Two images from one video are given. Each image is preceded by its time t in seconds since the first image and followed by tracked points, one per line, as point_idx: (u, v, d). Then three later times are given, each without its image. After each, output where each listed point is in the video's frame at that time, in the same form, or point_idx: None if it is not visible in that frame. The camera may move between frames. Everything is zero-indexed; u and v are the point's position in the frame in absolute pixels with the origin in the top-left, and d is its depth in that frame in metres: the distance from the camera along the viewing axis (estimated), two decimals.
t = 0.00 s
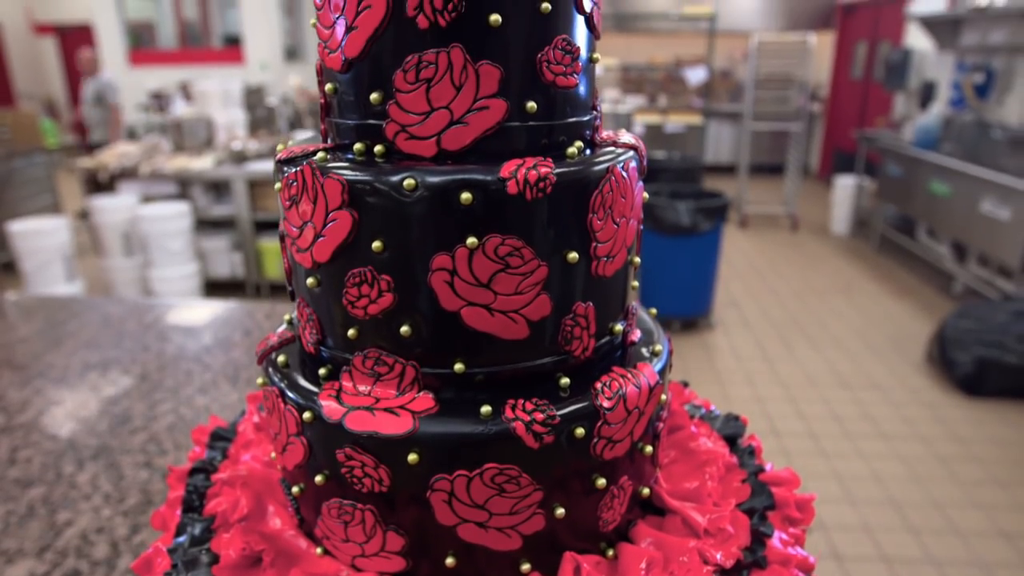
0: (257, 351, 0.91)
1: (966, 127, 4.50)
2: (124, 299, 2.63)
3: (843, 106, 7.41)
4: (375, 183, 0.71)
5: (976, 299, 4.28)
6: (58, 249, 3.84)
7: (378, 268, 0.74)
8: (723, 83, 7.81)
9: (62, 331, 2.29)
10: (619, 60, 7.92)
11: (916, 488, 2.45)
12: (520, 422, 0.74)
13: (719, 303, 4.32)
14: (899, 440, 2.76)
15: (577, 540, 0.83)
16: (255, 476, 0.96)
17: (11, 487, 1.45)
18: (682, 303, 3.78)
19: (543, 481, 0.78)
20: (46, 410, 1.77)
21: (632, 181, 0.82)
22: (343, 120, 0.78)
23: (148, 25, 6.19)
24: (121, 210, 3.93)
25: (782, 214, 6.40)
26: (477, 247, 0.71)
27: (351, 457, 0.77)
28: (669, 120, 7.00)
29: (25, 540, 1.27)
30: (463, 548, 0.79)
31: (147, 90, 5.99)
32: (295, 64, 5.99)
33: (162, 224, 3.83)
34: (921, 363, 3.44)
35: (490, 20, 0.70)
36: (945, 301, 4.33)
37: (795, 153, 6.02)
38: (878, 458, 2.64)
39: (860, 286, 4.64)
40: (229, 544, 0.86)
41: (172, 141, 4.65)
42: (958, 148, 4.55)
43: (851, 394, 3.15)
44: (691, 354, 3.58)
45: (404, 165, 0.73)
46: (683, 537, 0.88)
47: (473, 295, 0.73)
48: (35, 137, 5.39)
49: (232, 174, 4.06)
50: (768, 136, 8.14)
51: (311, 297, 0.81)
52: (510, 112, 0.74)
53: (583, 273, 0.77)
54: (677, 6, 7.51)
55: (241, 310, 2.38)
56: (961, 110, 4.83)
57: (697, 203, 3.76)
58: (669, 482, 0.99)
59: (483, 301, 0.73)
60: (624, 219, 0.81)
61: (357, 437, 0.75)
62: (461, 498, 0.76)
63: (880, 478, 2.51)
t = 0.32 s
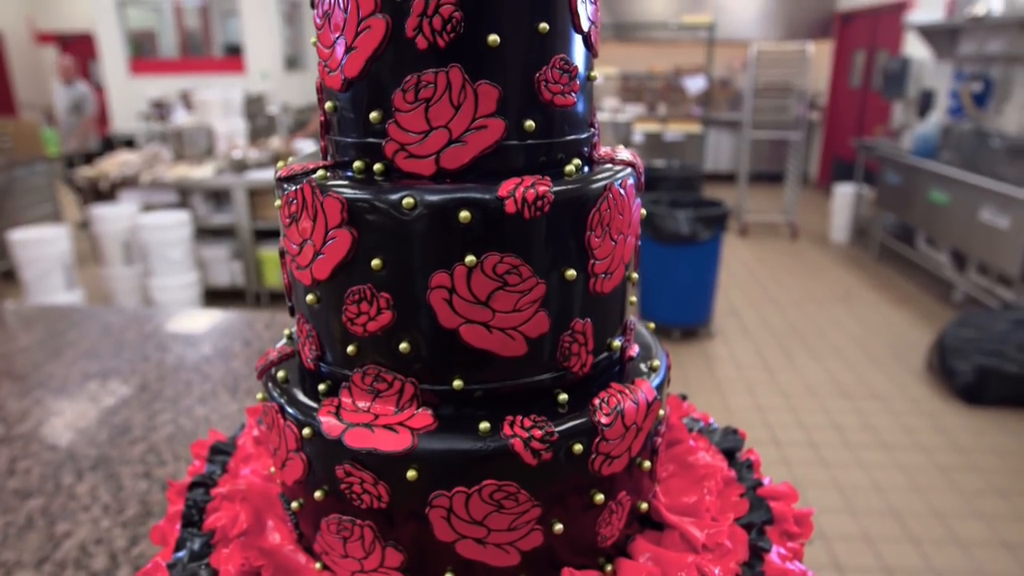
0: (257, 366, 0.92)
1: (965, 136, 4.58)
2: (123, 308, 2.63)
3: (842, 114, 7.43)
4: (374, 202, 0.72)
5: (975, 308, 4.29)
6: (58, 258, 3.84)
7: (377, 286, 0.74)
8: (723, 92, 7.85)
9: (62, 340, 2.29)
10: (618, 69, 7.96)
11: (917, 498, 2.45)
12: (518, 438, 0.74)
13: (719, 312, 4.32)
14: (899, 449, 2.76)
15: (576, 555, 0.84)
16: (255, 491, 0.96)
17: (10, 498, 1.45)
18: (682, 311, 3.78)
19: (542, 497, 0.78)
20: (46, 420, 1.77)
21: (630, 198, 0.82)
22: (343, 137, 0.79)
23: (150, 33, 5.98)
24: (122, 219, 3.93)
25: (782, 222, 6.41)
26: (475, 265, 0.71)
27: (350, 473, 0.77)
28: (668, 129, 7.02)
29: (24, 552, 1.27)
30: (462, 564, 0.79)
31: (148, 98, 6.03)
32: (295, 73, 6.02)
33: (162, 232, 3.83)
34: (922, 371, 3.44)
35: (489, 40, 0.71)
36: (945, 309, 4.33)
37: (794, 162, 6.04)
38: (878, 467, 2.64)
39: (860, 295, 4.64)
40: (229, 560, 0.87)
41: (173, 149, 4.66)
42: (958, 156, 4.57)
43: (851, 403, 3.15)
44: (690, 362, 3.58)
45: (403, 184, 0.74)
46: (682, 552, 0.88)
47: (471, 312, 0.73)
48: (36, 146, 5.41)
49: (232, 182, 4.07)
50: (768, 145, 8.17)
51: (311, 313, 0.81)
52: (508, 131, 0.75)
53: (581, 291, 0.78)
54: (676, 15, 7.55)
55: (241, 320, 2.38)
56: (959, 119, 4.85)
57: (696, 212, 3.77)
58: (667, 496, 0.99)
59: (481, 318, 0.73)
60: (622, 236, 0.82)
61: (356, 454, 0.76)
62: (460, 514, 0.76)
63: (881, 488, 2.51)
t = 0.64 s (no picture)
0: (256, 385, 0.92)
1: (964, 145, 4.60)
2: (123, 318, 2.63)
3: (841, 124, 7.46)
4: (373, 223, 0.72)
5: (975, 317, 4.29)
6: (58, 268, 3.84)
7: (375, 306, 0.75)
8: (722, 102, 7.90)
9: (62, 351, 2.30)
10: (618, 78, 7.98)
11: (917, 508, 2.45)
12: (516, 457, 0.75)
13: (719, 321, 4.32)
14: (900, 459, 2.76)
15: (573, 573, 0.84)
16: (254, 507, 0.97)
17: (8, 510, 1.45)
18: (683, 321, 3.78)
19: (539, 516, 0.78)
20: (45, 432, 1.77)
21: (626, 218, 0.83)
22: (342, 158, 0.80)
23: (151, 44, 6.07)
24: (122, 228, 3.93)
25: (781, 231, 6.43)
26: (473, 287, 0.72)
27: (349, 492, 0.77)
28: (667, 138, 7.05)
29: (22, 564, 1.27)
30: None
31: (150, 107, 6.03)
32: (296, 84, 6.05)
33: (162, 242, 3.84)
34: (922, 381, 3.44)
35: (487, 63, 0.72)
36: (944, 318, 4.34)
37: (794, 171, 6.07)
38: (879, 477, 2.64)
39: (859, 304, 4.65)
40: None
41: (173, 159, 4.67)
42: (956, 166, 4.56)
43: (851, 413, 3.15)
44: (689, 372, 3.58)
45: (401, 205, 0.75)
46: (680, 569, 0.88)
47: (469, 333, 0.74)
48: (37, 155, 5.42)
49: (232, 193, 4.09)
50: (767, 154, 8.19)
51: (311, 332, 0.82)
52: (506, 152, 0.75)
53: (579, 311, 0.79)
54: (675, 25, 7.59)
55: (241, 331, 2.39)
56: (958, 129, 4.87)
57: (695, 221, 3.78)
58: (665, 513, 1.00)
59: (478, 339, 0.74)
60: (619, 256, 0.82)
61: (354, 472, 0.76)
62: (458, 533, 0.76)
63: (881, 497, 2.51)
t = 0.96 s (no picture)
0: (255, 404, 0.92)
1: (962, 155, 4.54)
2: (123, 329, 2.64)
3: (840, 133, 7.49)
4: (372, 245, 0.73)
5: (975, 326, 4.30)
6: (58, 277, 3.85)
7: (373, 328, 0.76)
8: (721, 111, 7.95)
9: (61, 362, 2.30)
10: (617, 88, 8.01)
11: (918, 518, 2.45)
12: (514, 478, 0.75)
13: (718, 331, 4.32)
14: (900, 469, 2.76)
15: None
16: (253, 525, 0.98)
17: (6, 523, 1.45)
18: (683, 330, 3.77)
19: (536, 535, 0.78)
20: (44, 444, 1.77)
21: (623, 239, 0.84)
22: (342, 180, 0.80)
23: (152, 54, 6.05)
24: (122, 238, 3.93)
25: (781, 241, 6.44)
26: (470, 308, 0.73)
27: (347, 512, 0.78)
28: (666, 148, 7.06)
29: None
30: None
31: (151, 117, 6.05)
32: (297, 94, 6.09)
33: (162, 252, 3.85)
34: (922, 390, 3.44)
35: (484, 87, 0.72)
36: (944, 328, 4.34)
37: (793, 180, 6.08)
38: (879, 488, 2.64)
39: (858, 313, 4.65)
40: None
41: (174, 169, 4.67)
42: (955, 175, 4.58)
43: (851, 423, 3.15)
44: (689, 382, 3.58)
45: (399, 228, 0.75)
46: None
47: (468, 354, 0.74)
48: (37, 166, 5.43)
49: (232, 203, 4.10)
50: (766, 164, 8.21)
51: (310, 352, 0.82)
52: (503, 175, 0.76)
53: (576, 331, 0.79)
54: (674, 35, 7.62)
55: (240, 342, 2.39)
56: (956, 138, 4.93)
57: (694, 231, 3.78)
58: (663, 530, 1.00)
59: (476, 360, 0.75)
60: (615, 277, 0.83)
61: (353, 492, 0.76)
62: (456, 553, 0.76)
63: (881, 508, 2.51)
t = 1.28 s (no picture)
0: (254, 421, 0.93)
1: (960, 164, 4.55)
2: (124, 339, 2.64)
3: (840, 142, 7.50)
4: (370, 266, 0.74)
5: (975, 335, 4.30)
6: (58, 287, 3.86)
7: (371, 348, 0.76)
8: (720, 121, 7.98)
9: (61, 373, 2.30)
10: (617, 98, 8.03)
11: (919, 529, 2.44)
12: (511, 497, 0.75)
13: (718, 340, 4.33)
14: (901, 479, 2.76)
15: None
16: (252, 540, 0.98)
17: (5, 535, 1.45)
18: (682, 340, 3.78)
19: (533, 553, 0.79)
20: (43, 455, 1.77)
21: (620, 258, 0.84)
22: (341, 200, 0.81)
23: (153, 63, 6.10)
24: (123, 248, 3.94)
25: (780, 250, 6.44)
26: (469, 329, 0.73)
27: (346, 531, 0.78)
28: (665, 157, 7.08)
29: None
30: None
31: (151, 126, 6.11)
32: (298, 103, 6.11)
33: (163, 262, 3.86)
34: (922, 400, 3.44)
35: (482, 110, 0.73)
36: (944, 337, 4.34)
37: (792, 189, 6.09)
38: (880, 498, 2.63)
39: (857, 322, 4.65)
40: None
41: (175, 178, 4.68)
42: (953, 184, 4.59)
43: (851, 433, 3.14)
44: (688, 392, 3.57)
45: (398, 249, 0.76)
46: None
47: (466, 374, 0.75)
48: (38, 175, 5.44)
49: (233, 212, 4.11)
50: (766, 173, 8.23)
51: (310, 371, 0.83)
52: (501, 196, 0.77)
53: (573, 350, 0.80)
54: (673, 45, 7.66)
55: (240, 353, 2.40)
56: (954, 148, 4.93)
57: (694, 240, 3.78)
58: (661, 547, 1.00)
59: (474, 380, 0.75)
60: (612, 296, 0.84)
61: (352, 511, 0.76)
62: (454, 572, 0.77)
63: (881, 518, 2.51)
